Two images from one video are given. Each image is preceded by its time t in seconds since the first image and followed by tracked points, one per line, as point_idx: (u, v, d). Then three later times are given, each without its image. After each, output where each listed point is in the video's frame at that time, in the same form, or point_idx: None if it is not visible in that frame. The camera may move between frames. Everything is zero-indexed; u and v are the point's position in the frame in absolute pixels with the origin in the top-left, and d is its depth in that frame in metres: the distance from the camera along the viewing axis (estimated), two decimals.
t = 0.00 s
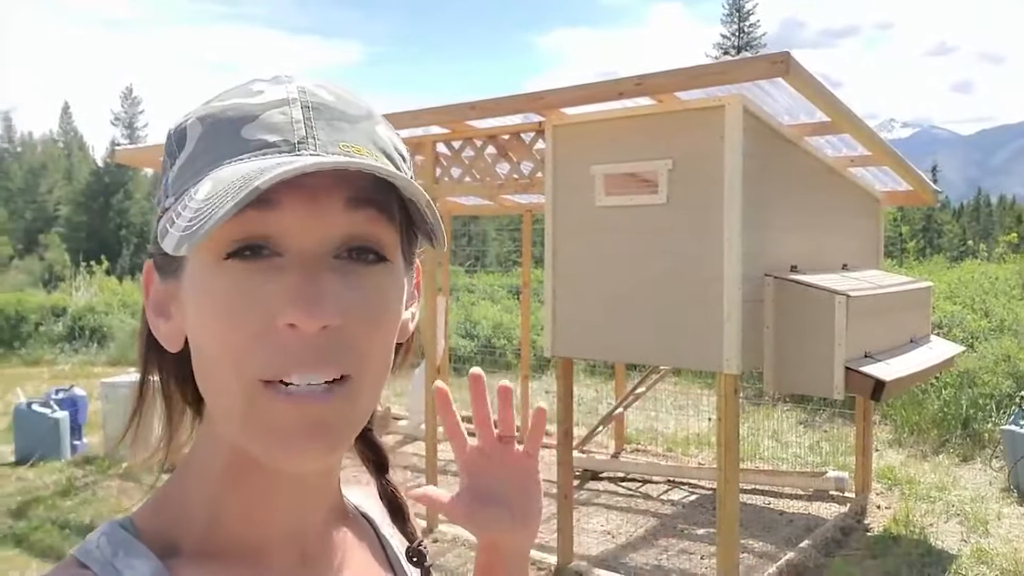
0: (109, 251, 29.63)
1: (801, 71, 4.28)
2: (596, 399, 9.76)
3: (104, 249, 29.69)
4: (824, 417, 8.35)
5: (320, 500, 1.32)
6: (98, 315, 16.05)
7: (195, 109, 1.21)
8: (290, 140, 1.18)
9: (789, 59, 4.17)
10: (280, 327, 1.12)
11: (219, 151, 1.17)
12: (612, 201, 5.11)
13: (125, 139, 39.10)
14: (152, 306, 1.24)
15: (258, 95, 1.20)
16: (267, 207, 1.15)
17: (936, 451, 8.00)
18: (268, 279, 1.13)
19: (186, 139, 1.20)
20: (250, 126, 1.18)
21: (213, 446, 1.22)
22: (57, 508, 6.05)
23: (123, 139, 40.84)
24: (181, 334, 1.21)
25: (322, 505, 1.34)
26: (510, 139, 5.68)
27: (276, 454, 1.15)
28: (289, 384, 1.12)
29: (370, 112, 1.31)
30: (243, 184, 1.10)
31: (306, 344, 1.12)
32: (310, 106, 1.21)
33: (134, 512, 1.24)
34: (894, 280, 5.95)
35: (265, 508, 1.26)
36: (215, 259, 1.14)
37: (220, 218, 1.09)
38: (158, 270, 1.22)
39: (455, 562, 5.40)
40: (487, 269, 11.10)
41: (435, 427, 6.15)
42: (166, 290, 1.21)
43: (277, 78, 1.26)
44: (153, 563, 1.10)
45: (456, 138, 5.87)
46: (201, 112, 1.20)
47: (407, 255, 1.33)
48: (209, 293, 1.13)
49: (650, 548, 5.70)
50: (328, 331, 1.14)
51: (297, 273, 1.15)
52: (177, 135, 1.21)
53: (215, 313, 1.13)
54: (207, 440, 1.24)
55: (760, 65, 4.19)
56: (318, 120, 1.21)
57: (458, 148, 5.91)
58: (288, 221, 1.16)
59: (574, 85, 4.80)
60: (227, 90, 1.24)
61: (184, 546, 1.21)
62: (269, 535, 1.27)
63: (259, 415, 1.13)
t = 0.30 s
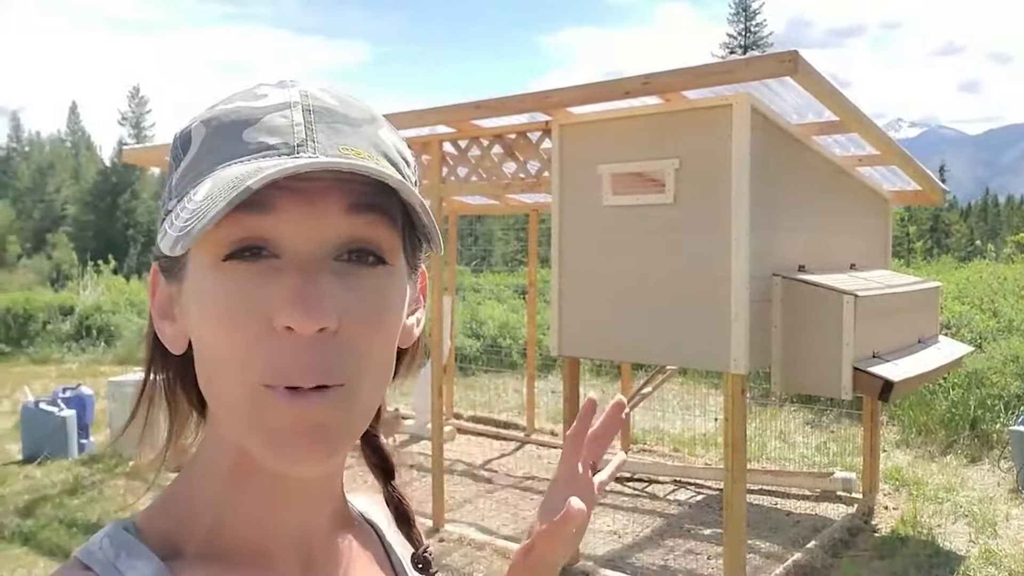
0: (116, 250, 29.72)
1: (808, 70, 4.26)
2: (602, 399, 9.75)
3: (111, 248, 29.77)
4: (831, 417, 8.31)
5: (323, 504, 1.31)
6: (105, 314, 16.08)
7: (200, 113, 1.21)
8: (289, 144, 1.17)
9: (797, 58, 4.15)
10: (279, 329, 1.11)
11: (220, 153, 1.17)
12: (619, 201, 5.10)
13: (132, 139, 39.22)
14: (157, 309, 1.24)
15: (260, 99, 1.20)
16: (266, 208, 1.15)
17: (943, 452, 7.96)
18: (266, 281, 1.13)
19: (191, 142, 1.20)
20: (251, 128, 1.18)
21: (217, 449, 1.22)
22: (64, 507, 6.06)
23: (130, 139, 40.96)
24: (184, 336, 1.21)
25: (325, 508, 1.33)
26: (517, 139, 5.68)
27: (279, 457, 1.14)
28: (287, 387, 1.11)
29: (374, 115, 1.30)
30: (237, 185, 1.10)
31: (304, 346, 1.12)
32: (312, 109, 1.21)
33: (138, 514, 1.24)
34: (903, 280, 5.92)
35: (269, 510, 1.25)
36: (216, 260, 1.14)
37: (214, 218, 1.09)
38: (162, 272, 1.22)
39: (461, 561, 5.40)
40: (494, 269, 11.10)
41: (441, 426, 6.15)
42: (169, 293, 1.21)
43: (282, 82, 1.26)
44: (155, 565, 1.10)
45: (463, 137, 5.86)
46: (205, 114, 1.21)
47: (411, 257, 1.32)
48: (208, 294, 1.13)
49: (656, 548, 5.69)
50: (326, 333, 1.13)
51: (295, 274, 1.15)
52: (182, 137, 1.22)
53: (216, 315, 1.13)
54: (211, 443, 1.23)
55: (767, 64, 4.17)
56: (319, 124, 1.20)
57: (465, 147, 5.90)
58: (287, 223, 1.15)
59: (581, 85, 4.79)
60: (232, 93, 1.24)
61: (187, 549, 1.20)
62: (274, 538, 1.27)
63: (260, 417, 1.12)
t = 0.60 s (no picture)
0: (121, 250, 29.77)
1: (814, 71, 4.26)
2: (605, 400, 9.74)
3: (116, 247, 29.83)
4: (835, 419, 8.29)
5: (323, 504, 1.31)
6: (110, 312, 16.09)
7: (199, 115, 1.19)
8: (294, 149, 1.16)
9: (803, 58, 4.14)
10: (287, 332, 1.11)
11: (223, 157, 1.16)
12: (623, 201, 5.09)
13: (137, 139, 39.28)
14: (156, 311, 1.23)
15: (261, 102, 1.18)
16: (274, 214, 1.13)
17: (948, 454, 7.94)
18: (273, 286, 1.12)
19: (191, 145, 1.18)
20: (254, 133, 1.17)
21: (219, 450, 1.21)
22: (68, 506, 6.07)
23: (135, 138, 41.05)
24: (185, 338, 1.20)
25: (326, 508, 1.33)
26: (521, 139, 5.68)
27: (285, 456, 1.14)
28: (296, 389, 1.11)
29: (371, 116, 1.30)
30: (252, 194, 1.09)
31: (311, 349, 1.12)
32: (314, 113, 1.20)
33: (138, 516, 1.24)
34: (908, 281, 5.90)
35: (270, 510, 1.25)
36: (222, 264, 1.13)
37: (229, 228, 1.08)
38: (162, 274, 1.21)
39: (464, 562, 5.39)
40: (497, 269, 11.10)
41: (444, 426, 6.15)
42: (169, 295, 1.20)
43: (279, 82, 1.25)
44: (156, 565, 1.09)
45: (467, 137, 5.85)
46: (205, 117, 1.19)
47: (410, 255, 1.33)
48: (212, 298, 1.12)
49: (660, 549, 5.68)
50: (333, 336, 1.13)
51: (302, 279, 1.14)
52: (182, 140, 1.20)
53: (220, 317, 1.12)
54: (212, 443, 1.23)
55: (772, 64, 4.17)
56: (321, 128, 1.20)
57: (469, 147, 5.89)
58: (294, 226, 1.15)
59: (586, 85, 4.79)
60: (230, 95, 1.22)
61: (187, 549, 1.20)
62: (273, 537, 1.26)
63: (265, 419, 1.11)
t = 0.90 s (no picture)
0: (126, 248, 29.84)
1: (818, 71, 4.25)
2: (608, 401, 9.74)
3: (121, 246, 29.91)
4: (839, 420, 8.19)
5: (324, 507, 1.32)
6: (114, 311, 16.11)
7: (188, 124, 1.18)
8: (302, 152, 1.19)
9: (807, 59, 4.14)
10: (316, 334, 1.12)
11: (226, 164, 1.16)
12: (626, 202, 5.09)
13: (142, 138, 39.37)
14: (149, 326, 1.22)
15: (256, 107, 1.19)
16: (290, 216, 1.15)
17: (952, 456, 7.92)
18: (299, 288, 1.13)
19: (184, 154, 1.17)
20: (256, 138, 1.18)
21: (224, 454, 1.21)
22: (72, 503, 6.08)
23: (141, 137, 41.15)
24: (185, 351, 1.19)
25: (326, 510, 1.34)
26: (525, 139, 5.69)
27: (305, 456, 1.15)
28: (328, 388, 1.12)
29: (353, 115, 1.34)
30: (297, 198, 1.10)
31: (338, 349, 1.13)
32: (312, 115, 1.23)
33: (135, 524, 1.23)
34: (912, 283, 5.90)
35: (272, 514, 1.25)
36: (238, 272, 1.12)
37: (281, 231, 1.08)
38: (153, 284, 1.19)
39: (466, 561, 5.40)
40: (501, 268, 11.11)
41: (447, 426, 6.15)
42: (165, 308, 1.19)
43: (262, 86, 1.26)
44: (153, 569, 1.10)
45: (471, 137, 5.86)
46: (194, 126, 1.18)
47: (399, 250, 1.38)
48: (231, 304, 1.11)
49: (662, 550, 5.68)
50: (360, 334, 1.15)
51: (327, 279, 1.15)
52: (171, 150, 1.18)
53: (235, 323, 1.11)
54: (215, 450, 1.23)
55: (776, 65, 4.17)
56: (321, 130, 1.23)
57: (472, 147, 5.90)
58: (310, 226, 1.16)
59: (589, 85, 4.79)
60: (216, 102, 1.21)
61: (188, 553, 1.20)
62: (274, 542, 1.27)
63: (288, 420, 1.13)
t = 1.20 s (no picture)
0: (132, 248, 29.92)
1: (820, 74, 4.25)
2: (611, 402, 9.73)
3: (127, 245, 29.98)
4: (842, 422, 8.22)
5: (317, 507, 1.34)
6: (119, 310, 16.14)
7: (192, 128, 1.17)
8: (318, 148, 1.22)
9: (808, 62, 4.13)
10: (345, 324, 1.13)
11: (243, 163, 1.15)
12: (628, 204, 5.09)
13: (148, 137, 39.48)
14: (146, 336, 1.18)
15: (264, 108, 1.21)
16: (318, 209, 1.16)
17: (955, 459, 7.89)
18: (325, 280, 1.14)
19: (192, 158, 1.15)
20: (270, 136, 1.19)
21: (228, 457, 1.20)
22: (73, 503, 6.10)
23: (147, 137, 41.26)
24: (191, 358, 1.16)
25: (320, 509, 1.36)
26: (527, 140, 5.67)
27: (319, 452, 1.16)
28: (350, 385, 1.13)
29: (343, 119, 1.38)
30: (349, 181, 1.13)
31: (361, 346, 1.13)
32: (318, 115, 1.27)
33: (129, 531, 1.22)
34: (915, 286, 5.88)
35: (269, 516, 1.26)
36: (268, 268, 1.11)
37: (338, 209, 1.10)
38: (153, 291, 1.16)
39: (466, 563, 5.40)
40: (504, 270, 11.11)
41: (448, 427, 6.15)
42: (167, 316, 1.16)
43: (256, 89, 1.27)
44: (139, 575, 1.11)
45: (473, 138, 5.86)
46: (198, 129, 1.17)
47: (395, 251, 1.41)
48: (254, 302, 1.11)
49: (663, 553, 5.67)
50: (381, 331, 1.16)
51: (351, 271, 1.17)
52: (176, 154, 1.16)
53: (257, 320, 1.11)
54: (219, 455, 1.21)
55: (777, 67, 4.16)
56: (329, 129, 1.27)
57: (475, 148, 5.90)
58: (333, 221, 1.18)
59: (592, 87, 4.78)
60: (215, 105, 1.21)
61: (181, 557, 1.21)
62: (267, 543, 1.28)
63: (311, 419, 1.12)
